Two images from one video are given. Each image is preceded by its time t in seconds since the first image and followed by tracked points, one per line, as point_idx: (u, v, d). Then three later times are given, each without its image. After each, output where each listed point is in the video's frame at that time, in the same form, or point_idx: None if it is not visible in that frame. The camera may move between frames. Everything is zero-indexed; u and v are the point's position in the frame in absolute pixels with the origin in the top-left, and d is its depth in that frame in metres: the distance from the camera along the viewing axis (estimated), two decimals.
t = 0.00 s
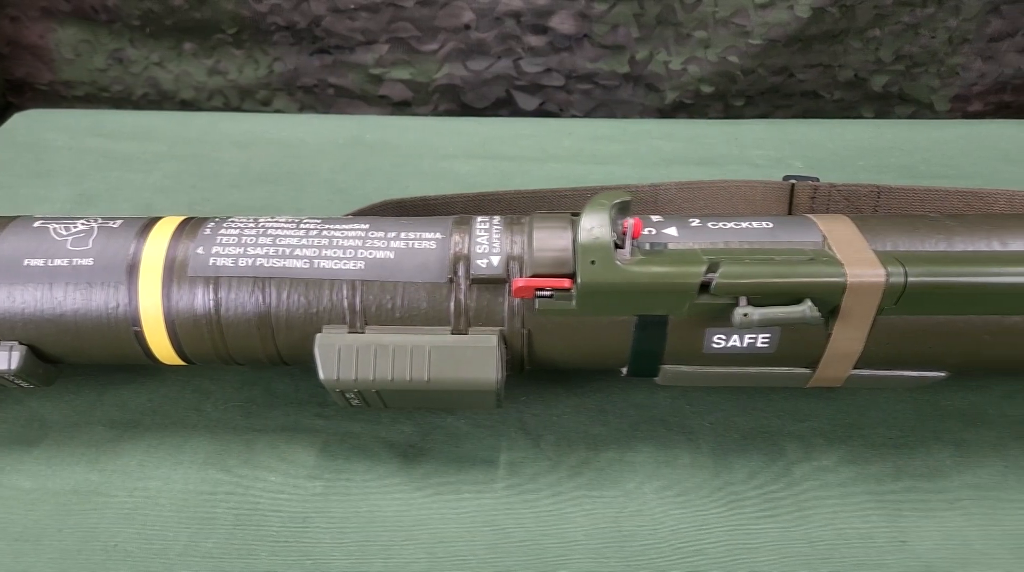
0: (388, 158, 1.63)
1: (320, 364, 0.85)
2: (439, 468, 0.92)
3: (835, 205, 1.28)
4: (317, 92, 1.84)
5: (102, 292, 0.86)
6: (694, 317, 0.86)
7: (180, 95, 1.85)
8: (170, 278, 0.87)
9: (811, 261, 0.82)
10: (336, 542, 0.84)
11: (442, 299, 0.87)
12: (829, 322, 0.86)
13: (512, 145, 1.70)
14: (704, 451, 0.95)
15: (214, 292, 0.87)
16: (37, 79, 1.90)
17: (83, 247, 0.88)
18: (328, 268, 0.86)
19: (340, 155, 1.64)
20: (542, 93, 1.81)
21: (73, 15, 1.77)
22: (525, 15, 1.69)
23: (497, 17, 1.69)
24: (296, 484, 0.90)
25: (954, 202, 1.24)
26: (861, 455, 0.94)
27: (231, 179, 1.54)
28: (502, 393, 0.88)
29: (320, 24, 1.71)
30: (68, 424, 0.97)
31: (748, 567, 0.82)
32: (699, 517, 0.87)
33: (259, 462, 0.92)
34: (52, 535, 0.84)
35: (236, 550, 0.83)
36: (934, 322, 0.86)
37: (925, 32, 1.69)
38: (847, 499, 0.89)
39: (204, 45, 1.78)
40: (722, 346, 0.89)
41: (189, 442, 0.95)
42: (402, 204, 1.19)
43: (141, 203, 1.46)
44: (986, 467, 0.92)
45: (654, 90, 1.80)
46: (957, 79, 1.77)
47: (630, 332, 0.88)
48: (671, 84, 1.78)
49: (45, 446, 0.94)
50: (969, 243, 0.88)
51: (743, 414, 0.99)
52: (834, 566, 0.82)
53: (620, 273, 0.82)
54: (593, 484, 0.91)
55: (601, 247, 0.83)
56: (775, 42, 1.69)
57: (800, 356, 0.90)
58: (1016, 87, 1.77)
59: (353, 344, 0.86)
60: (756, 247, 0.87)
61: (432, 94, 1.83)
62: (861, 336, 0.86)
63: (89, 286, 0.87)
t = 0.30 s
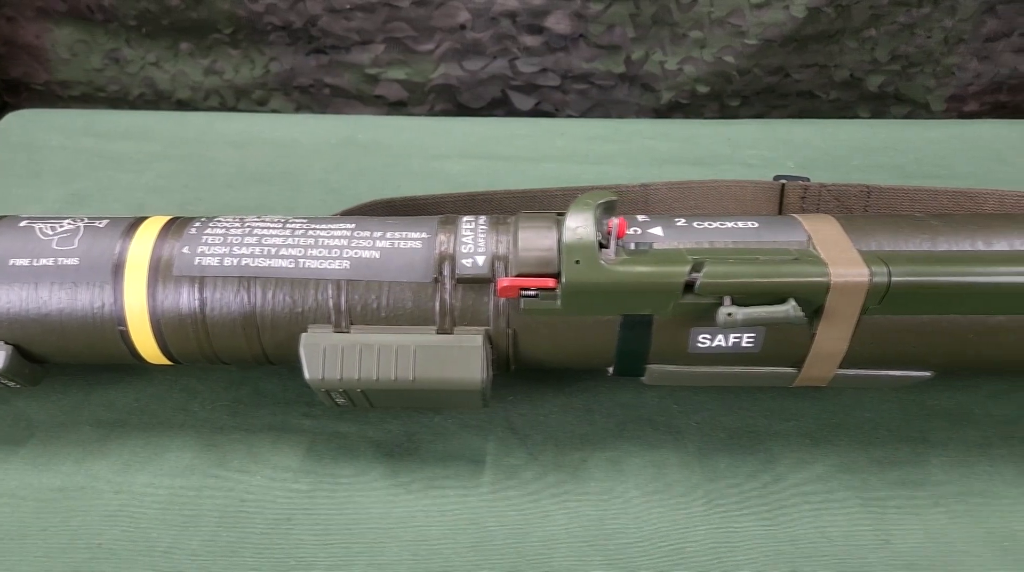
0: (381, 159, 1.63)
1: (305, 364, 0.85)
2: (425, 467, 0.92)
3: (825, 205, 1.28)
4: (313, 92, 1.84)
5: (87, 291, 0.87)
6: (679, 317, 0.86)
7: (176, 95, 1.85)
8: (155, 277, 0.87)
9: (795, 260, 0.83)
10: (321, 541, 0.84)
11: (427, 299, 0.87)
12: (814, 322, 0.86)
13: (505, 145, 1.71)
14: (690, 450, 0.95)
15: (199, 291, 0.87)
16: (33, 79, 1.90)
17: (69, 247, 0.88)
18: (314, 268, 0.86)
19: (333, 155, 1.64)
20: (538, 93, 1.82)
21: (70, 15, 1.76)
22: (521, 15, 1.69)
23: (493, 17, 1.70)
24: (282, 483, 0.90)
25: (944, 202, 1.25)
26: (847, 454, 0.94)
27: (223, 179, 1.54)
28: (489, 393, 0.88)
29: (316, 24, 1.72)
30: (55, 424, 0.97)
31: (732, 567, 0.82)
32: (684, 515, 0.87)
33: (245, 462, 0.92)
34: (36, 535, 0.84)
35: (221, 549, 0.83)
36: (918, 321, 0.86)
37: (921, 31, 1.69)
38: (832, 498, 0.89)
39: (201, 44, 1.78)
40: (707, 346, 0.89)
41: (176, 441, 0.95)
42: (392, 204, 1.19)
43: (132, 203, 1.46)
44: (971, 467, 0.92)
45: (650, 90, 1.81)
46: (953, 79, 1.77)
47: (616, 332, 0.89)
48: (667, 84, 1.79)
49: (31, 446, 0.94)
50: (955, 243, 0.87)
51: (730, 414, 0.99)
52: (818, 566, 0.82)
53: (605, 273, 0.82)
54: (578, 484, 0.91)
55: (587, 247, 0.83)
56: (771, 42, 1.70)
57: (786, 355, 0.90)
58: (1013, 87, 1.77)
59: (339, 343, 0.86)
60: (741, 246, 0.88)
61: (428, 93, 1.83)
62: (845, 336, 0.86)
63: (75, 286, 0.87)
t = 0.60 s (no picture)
0: (371, 159, 1.64)
1: (285, 364, 0.85)
2: (406, 467, 0.92)
3: (812, 205, 1.28)
4: (308, 93, 1.85)
5: (67, 291, 0.87)
6: (658, 317, 0.87)
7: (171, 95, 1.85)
8: (135, 277, 0.87)
9: (774, 260, 0.83)
10: (300, 540, 0.84)
11: (407, 299, 0.87)
12: (794, 322, 0.86)
13: (495, 145, 1.71)
14: (671, 450, 0.95)
15: (179, 291, 0.87)
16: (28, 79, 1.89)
17: (49, 246, 0.88)
18: (293, 267, 0.86)
19: (323, 155, 1.64)
20: (532, 93, 1.84)
21: (64, 15, 1.77)
22: (515, 15, 1.72)
23: (487, 17, 1.72)
24: (262, 483, 0.90)
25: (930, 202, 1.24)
26: (827, 454, 0.94)
27: (212, 179, 1.54)
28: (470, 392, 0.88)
29: (311, 24, 1.73)
30: (37, 424, 0.97)
31: (711, 566, 0.82)
32: (664, 515, 0.87)
33: (226, 462, 0.92)
34: (15, 535, 0.84)
35: (200, 548, 0.83)
36: (898, 321, 0.86)
37: (914, 32, 1.73)
38: (812, 498, 0.89)
39: (195, 45, 1.79)
40: (688, 346, 0.89)
41: (157, 442, 0.95)
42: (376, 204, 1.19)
43: (120, 203, 1.46)
44: (953, 466, 0.93)
45: (644, 90, 1.83)
46: (947, 79, 1.80)
47: (597, 331, 0.89)
48: (661, 84, 1.81)
49: (12, 446, 0.94)
50: (936, 243, 0.87)
51: (711, 414, 0.99)
52: (797, 565, 0.82)
53: (584, 272, 0.82)
54: (559, 483, 0.91)
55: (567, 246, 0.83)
56: (765, 42, 1.72)
57: (766, 355, 0.90)
58: (1006, 87, 1.81)
59: (319, 343, 0.86)
60: (721, 246, 0.88)
61: (423, 94, 1.85)
62: (825, 336, 0.86)
63: (55, 285, 0.87)
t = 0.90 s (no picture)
0: (359, 159, 1.64)
1: (263, 364, 0.85)
2: (384, 467, 0.92)
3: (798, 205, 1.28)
4: (302, 92, 1.85)
5: (44, 290, 0.87)
6: (636, 317, 0.87)
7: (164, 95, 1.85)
8: (112, 277, 0.87)
9: (751, 260, 0.82)
10: (277, 540, 0.84)
11: (385, 299, 0.87)
12: (771, 322, 0.86)
13: (483, 145, 1.71)
14: (651, 449, 0.95)
15: (156, 291, 0.87)
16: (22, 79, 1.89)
17: (27, 246, 0.88)
18: (271, 267, 0.86)
19: (311, 155, 1.65)
20: (526, 92, 1.84)
21: (58, 15, 1.77)
22: (509, 15, 1.72)
23: (481, 17, 1.73)
24: (240, 483, 0.90)
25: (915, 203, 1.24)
26: (807, 453, 0.94)
27: (199, 179, 1.54)
28: (449, 392, 0.89)
29: (305, 24, 1.74)
30: (17, 423, 0.97)
31: (686, 565, 0.82)
32: (641, 514, 0.87)
33: (204, 462, 0.92)
34: None
35: (176, 548, 0.83)
36: (875, 321, 0.86)
37: (908, 32, 1.74)
38: (789, 498, 0.89)
39: (189, 45, 1.79)
40: (666, 345, 0.89)
41: (137, 441, 0.95)
42: (362, 203, 1.18)
43: (107, 203, 1.46)
44: (931, 464, 0.93)
45: (638, 90, 1.84)
46: (940, 79, 1.81)
47: (575, 331, 0.89)
48: (655, 84, 1.82)
49: None
50: (913, 243, 0.87)
51: (692, 413, 1.00)
52: (773, 566, 0.82)
53: (560, 272, 0.82)
54: (538, 483, 0.91)
55: (545, 245, 0.83)
56: (758, 42, 1.73)
57: (744, 354, 0.90)
58: (1000, 88, 1.82)
59: (296, 343, 0.86)
60: (699, 245, 0.88)
61: (416, 94, 1.85)
62: (802, 336, 0.86)
63: (33, 285, 0.87)
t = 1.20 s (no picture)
0: (348, 159, 1.64)
1: (242, 363, 0.85)
2: (365, 466, 0.92)
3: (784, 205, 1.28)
4: (296, 92, 1.86)
5: (23, 290, 0.86)
6: (615, 317, 0.87)
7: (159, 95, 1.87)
8: (91, 276, 0.87)
9: (729, 260, 0.83)
10: (254, 540, 0.84)
11: (365, 298, 0.87)
12: (750, 322, 0.86)
13: (473, 145, 1.71)
14: (633, 448, 0.95)
15: (135, 290, 0.87)
16: (16, 79, 1.89)
17: (7, 245, 0.88)
18: (250, 267, 0.86)
19: (301, 155, 1.65)
20: (519, 93, 1.86)
21: (52, 15, 1.78)
22: (502, 15, 1.74)
23: (475, 17, 1.75)
24: (220, 483, 0.90)
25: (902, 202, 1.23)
26: (788, 453, 0.94)
27: (187, 179, 1.54)
28: (429, 392, 0.89)
29: (298, 24, 1.76)
30: None
31: (664, 565, 0.82)
32: (620, 513, 0.87)
33: (185, 462, 0.92)
34: None
35: (154, 548, 0.83)
36: (854, 320, 0.86)
37: (901, 32, 1.75)
38: (768, 497, 0.89)
39: (183, 45, 1.81)
40: (645, 345, 0.89)
41: (118, 441, 0.95)
42: (347, 204, 1.18)
43: (94, 203, 1.46)
44: (912, 464, 0.93)
45: (631, 90, 1.85)
46: (934, 79, 1.82)
47: (554, 331, 0.89)
48: (649, 84, 1.83)
49: None
50: (892, 243, 0.87)
51: (674, 413, 1.00)
52: (751, 565, 0.82)
53: (539, 272, 0.82)
54: (518, 483, 0.91)
55: (523, 245, 0.83)
56: (752, 42, 1.75)
57: (724, 354, 0.90)
58: (994, 87, 1.83)
59: (275, 342, 0.85)
60: (678, 245, 0.88)
61: (410, 93, 1.86)
62: (782, 335, 0.86)
63: (12, 284, 0.87)
